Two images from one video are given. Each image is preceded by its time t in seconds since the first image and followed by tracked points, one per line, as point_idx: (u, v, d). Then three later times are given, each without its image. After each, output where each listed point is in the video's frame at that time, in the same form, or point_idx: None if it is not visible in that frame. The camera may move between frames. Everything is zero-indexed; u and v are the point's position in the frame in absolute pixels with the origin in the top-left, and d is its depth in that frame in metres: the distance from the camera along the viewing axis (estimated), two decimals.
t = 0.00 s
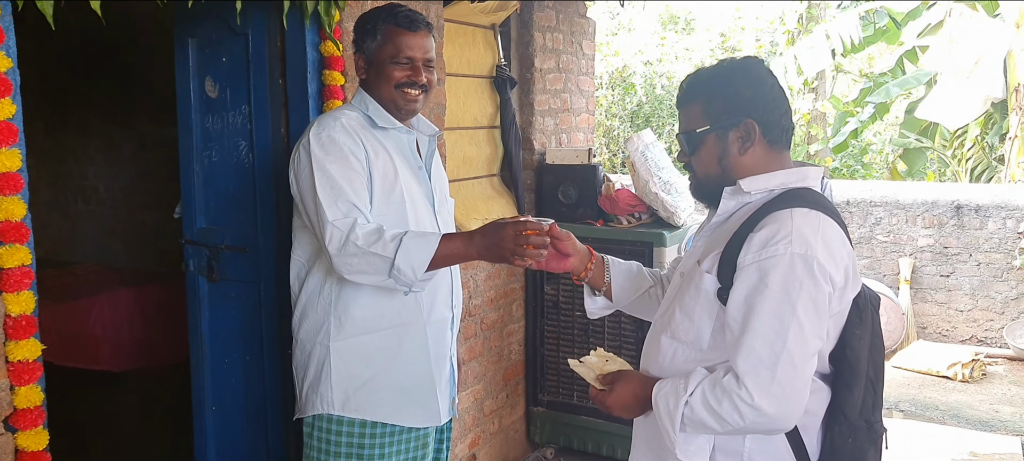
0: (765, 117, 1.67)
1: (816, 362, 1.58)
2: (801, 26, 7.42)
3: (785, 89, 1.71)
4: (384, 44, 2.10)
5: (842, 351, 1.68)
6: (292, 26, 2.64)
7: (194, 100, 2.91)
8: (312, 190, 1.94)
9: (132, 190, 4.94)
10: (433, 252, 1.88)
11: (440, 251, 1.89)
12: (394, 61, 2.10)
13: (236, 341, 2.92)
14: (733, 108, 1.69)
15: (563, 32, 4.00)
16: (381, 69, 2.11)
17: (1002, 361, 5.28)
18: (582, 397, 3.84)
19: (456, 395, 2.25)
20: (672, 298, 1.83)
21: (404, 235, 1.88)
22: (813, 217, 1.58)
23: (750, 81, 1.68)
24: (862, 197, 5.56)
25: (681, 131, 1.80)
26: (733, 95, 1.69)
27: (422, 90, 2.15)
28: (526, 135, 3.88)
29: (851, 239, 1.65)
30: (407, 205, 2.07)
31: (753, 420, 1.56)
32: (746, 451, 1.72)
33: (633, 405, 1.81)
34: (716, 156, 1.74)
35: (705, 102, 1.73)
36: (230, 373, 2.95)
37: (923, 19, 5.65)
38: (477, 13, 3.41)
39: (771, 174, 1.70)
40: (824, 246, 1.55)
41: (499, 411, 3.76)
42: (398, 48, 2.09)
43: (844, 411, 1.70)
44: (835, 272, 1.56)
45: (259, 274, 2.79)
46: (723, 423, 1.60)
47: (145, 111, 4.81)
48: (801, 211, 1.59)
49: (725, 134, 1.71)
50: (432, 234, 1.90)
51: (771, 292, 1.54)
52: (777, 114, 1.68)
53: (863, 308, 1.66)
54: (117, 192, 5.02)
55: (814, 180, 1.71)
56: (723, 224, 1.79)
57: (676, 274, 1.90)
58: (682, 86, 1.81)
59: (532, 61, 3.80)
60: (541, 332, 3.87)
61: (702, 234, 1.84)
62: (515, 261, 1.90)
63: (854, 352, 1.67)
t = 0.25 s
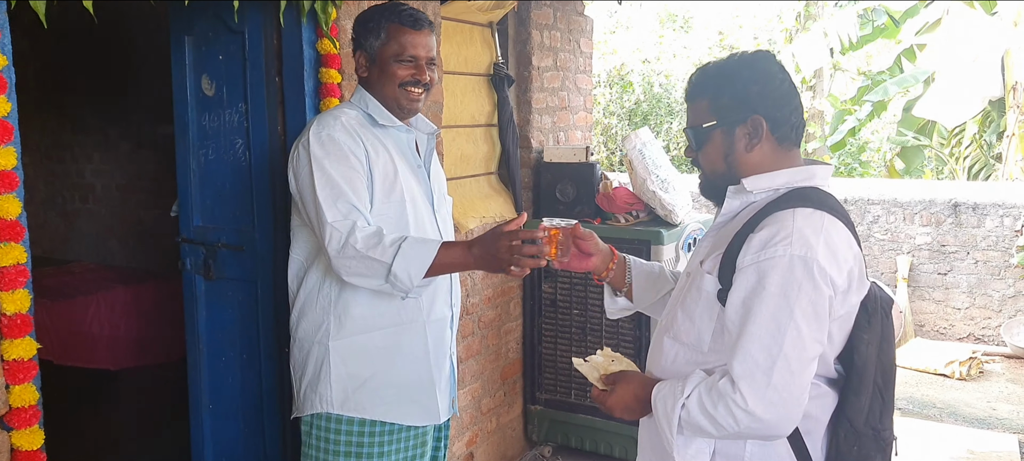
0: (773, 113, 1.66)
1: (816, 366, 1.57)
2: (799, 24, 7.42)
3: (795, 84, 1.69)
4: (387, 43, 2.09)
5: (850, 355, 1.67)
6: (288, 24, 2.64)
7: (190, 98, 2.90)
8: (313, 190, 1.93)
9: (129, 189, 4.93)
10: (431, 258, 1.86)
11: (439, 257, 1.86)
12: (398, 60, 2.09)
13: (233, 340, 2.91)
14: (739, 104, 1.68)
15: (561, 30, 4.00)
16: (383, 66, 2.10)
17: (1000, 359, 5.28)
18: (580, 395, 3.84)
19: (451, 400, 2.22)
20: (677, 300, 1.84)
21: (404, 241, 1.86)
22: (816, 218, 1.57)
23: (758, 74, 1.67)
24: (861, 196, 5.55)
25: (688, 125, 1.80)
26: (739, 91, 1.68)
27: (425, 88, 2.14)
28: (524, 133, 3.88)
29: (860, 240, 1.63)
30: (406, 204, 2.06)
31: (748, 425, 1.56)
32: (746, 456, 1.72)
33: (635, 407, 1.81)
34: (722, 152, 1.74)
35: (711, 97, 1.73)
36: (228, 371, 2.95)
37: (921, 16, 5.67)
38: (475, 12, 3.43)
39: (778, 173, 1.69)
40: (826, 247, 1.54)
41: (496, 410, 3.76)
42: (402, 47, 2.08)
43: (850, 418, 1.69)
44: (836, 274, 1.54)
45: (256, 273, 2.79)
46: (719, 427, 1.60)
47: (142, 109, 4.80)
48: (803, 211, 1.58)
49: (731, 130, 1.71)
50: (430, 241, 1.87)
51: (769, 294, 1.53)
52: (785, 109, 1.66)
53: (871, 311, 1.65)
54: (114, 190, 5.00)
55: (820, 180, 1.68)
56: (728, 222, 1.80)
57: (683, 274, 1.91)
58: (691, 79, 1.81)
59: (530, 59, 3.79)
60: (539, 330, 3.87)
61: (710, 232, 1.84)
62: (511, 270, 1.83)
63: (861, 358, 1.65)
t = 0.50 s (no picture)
0: (774, 111, 1.65)
1: (819, 374, 1.55)
2: (795, 22, 7.42)
3: (792, 77, 1.69)
4: (387, 37, 2.09)
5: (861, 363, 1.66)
6: (283, 20, 2.63)
7: (185, 96, 2.89)
8: (295, 195, 1.94)
9: (124, 186, 4.92)
10: (395, 294, 1.89)
11: (402, 294, 1.90)
12: (398, 54, 2.09)
13: (228, 338, 2.91)
14: (738, 105, 1.68)
15: (557, 28, 3.99)
16: (383, 61, 2.10)
17: (994, 356, 5.29)
18: (576, 393, 3.83)
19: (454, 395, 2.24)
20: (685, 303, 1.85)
21: (373, 269, 1.88)
22: (818, 220, 1.56)
23: (753, 73, 1.67)
24: (857, 193, 5.54)
25: (688, 133, 1.80)
26: (737, 93, 1.68)
27: (425, 82, 2.15)
28: (520, 130, 3.87)
29: (868, 241, 1.61)
30: (403, 202, 2.04)
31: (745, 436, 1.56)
32: None
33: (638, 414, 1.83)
34: (726, 156, 1.74)
35: (709, 102, 1.73)
36: (222, 369, 2.94)
37: (916, 16, 5.55)
38: (471, 10, 3.43)
39: (781, 172, 1.68)
40: (827, 250, 1.53)
41: (492, 407, 3.76)
42: (402, 41, 2.09)
43: (862, 428, 1.67)
44: (838, 278, 1.52)
45: (251, 270, 2.78)
46: (716, 437, 1.61)
47: (138, 107, 4.79)
48: (805, 213, 1.57)
49: (733, 133, 1.70)
50: (399, 277, 1.89)
51: (766, 300, 1.53)
52: (785, 106, 1.65)
53: (883, 317, 1.65)
54: (109, 188, 4.99)
55: (828, 178, 1.66)
56: (734, 224, 1.80)
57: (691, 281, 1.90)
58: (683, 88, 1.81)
59: (526, 56, 3.78)
60: (535, 328, 3.87)
61: (716, 234, 1.84)
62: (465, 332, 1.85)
63: (873, 363, 1.65)
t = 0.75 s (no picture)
0: (771, 119, 1.66)
1: (825, 385, 1.55)
2: (790, 21, 7.43)
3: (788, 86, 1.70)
4: (383, 34, 2.08)
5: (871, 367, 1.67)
6: (278, 18, 2.62)
7: (180, 94, 2.88)
8: (282, 191, 1.95)
9: (119, 185, 4.90)
10: (356, 333, 1.90)
11: (364, 336, 1.90)
12: (396, 51, 2.09)
13: (223, 336, 2.90)
14: (735, 114, 1.68)
15: (553, 26, 3.99)
16: (382, 58, 2.09)
17: (990, 355, 5.30)
18: (571, 391, 3.82)
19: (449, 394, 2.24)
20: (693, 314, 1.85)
21: (349, 301, 1.90)
22: (816, 225, 1.57)
23: (750, 82, 1.68)
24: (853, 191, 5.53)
25: (682, 141, 1.79)
26: (733, 102, 1.68)
27: (422, 80, 2.15)
28: (515, 129, 3.86)
29: (870, 246, 1.61)
30: (396, 200, 2.03)
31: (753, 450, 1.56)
32: None
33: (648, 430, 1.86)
34: (722, 165, 1.73)
35: (705, 109, 1.72)
36: (217, 367, 2.93)
37: (912, 14, 5.69)
38: (467, 8, 3.43)
39: (778, 179, 1.69)
40: (826, 258, 1.52)
41: (488, 406, 3.75)
42: (399, 38, 2.09)
43: (878, 432, 1.68)
44: (839, 285, 1.52)
45: (247, 269, 2.77)
46: (723, 452, 1.61)
47: (133, 105, 4.78)
48: (802, 221, 1.58)
49: (730, 141, 1.70)
50: (364, 320, 1.90)
51: (766, 311, 1.53)
52: (782, 114, 1.66)
53: (893, 318, 1.65)
54: (104, 186, 4.97)
55: (825, 181, 1.67)
56: (734, 234, 1.80)
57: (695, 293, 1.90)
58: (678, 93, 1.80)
59: (522, 55, 3.78)
60: (530, 326, 3.86)
61: (718, 245, 1.84)
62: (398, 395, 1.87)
63: (885, 366, 1.66)
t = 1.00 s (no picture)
0: (822, 113, 1.70)
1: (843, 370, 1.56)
2: (786, 19, 7.43)
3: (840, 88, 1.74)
4: (384, 34, 2.08)
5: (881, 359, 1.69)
6: (274, 15, 2.61)
7: (175, 92, 2.87)
8: (276, 187, 1.94)
9: (114, 183, 4.89)
10: (312, 346, 1.90)
11: (317, 359, 1.92)
12: (397, 51, 2.09)
13: (219, 335, 2.89)
14: (796, 95, 1.68)
15: (549, 24, 3.99)
16: (382, 57, 2.09)
17: (984, 353, 5.33)
18: (568, 389, 3.82)
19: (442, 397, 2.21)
20: (695, 307, 1.87)
21: (319, 309, 1.91)
22: (838, 216, 1.58)
23: (815, 71, 1.69)
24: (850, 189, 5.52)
25: (729, 102, 1.77)
26: (800, 83, 1.69)
27: (421, 80, 2.15)
28: (512, 127, 3.86)
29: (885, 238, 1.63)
30: (391, 198, 2.03)
31: (772, 433, 1.56)
32: None
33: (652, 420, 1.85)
34: (759, 139, 1.73)
35: (766, 78, 1.71)
36: (212, 365, 2.93)
37: (909, 12, 5.62)
38: (463, 5, 3.43)
39: (800, 172, 1.72)
40: (849, 246, 1.54)
41: (484, 404, 3.76)
42: (397, 38, 2.08)
43: (883, 425, 1.70)
44: (862, 274, 1.54)
45: (242, 267, 2.77)
46: (738, 436, 1.61)
47: (128, 103, 4.77)
48: (824, 211, 1.59)
49: (778, 119, 1.71)
50: (326, 334, 1.91)
51: (790, 297, 1.54)
52: (829, 114, 1.71)
53: (902, 313, 1.68)
54: (100, 184, 4.96)
55: (843, 177, 1.72)
56: (746, 227, 1.85)
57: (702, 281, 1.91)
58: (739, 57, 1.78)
59: (518, 53, 3.78)
60: (526, 324, 3.86)
61: (728, 237, 1.87)
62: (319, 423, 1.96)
63: (894, 360, 1.67)
